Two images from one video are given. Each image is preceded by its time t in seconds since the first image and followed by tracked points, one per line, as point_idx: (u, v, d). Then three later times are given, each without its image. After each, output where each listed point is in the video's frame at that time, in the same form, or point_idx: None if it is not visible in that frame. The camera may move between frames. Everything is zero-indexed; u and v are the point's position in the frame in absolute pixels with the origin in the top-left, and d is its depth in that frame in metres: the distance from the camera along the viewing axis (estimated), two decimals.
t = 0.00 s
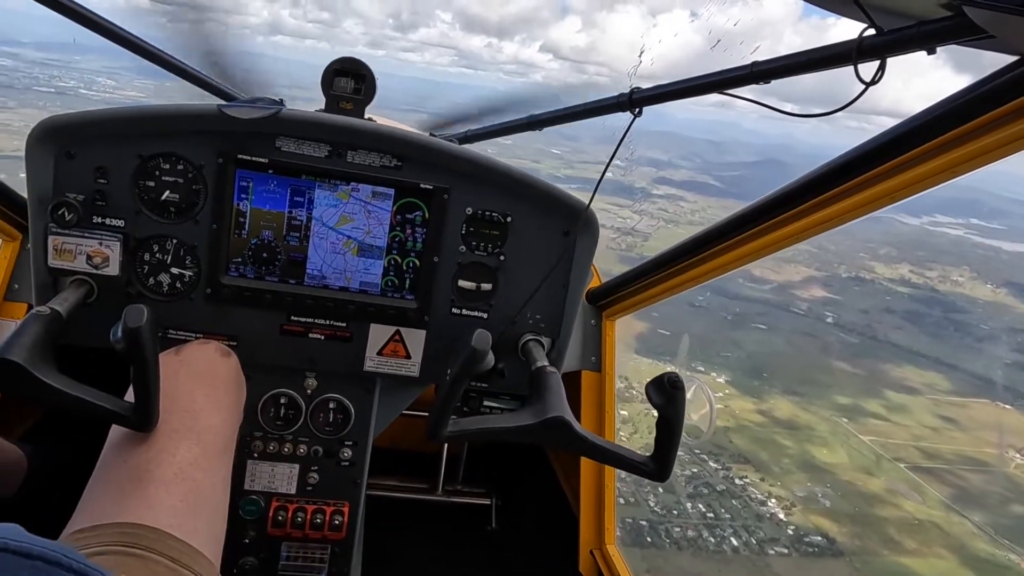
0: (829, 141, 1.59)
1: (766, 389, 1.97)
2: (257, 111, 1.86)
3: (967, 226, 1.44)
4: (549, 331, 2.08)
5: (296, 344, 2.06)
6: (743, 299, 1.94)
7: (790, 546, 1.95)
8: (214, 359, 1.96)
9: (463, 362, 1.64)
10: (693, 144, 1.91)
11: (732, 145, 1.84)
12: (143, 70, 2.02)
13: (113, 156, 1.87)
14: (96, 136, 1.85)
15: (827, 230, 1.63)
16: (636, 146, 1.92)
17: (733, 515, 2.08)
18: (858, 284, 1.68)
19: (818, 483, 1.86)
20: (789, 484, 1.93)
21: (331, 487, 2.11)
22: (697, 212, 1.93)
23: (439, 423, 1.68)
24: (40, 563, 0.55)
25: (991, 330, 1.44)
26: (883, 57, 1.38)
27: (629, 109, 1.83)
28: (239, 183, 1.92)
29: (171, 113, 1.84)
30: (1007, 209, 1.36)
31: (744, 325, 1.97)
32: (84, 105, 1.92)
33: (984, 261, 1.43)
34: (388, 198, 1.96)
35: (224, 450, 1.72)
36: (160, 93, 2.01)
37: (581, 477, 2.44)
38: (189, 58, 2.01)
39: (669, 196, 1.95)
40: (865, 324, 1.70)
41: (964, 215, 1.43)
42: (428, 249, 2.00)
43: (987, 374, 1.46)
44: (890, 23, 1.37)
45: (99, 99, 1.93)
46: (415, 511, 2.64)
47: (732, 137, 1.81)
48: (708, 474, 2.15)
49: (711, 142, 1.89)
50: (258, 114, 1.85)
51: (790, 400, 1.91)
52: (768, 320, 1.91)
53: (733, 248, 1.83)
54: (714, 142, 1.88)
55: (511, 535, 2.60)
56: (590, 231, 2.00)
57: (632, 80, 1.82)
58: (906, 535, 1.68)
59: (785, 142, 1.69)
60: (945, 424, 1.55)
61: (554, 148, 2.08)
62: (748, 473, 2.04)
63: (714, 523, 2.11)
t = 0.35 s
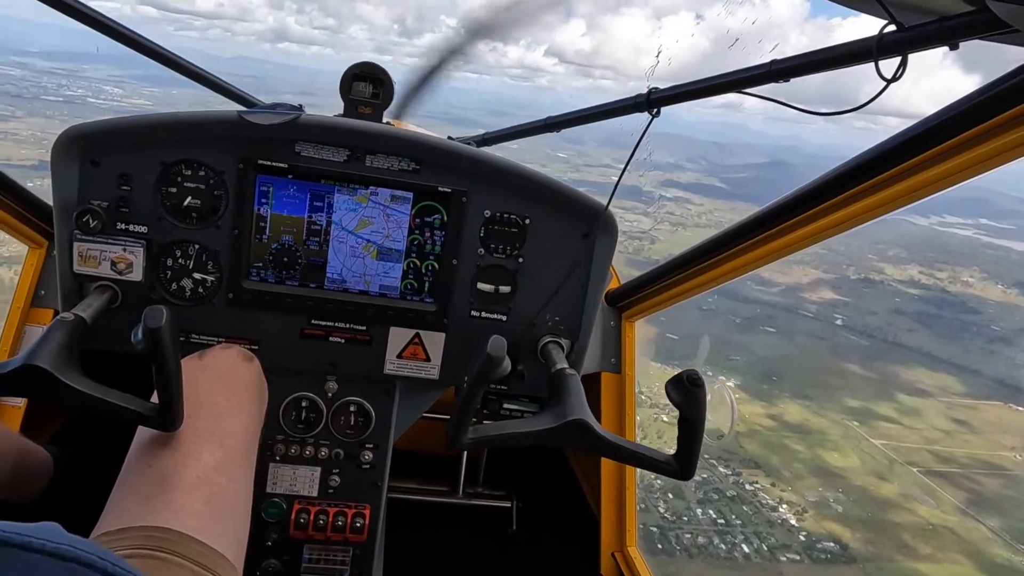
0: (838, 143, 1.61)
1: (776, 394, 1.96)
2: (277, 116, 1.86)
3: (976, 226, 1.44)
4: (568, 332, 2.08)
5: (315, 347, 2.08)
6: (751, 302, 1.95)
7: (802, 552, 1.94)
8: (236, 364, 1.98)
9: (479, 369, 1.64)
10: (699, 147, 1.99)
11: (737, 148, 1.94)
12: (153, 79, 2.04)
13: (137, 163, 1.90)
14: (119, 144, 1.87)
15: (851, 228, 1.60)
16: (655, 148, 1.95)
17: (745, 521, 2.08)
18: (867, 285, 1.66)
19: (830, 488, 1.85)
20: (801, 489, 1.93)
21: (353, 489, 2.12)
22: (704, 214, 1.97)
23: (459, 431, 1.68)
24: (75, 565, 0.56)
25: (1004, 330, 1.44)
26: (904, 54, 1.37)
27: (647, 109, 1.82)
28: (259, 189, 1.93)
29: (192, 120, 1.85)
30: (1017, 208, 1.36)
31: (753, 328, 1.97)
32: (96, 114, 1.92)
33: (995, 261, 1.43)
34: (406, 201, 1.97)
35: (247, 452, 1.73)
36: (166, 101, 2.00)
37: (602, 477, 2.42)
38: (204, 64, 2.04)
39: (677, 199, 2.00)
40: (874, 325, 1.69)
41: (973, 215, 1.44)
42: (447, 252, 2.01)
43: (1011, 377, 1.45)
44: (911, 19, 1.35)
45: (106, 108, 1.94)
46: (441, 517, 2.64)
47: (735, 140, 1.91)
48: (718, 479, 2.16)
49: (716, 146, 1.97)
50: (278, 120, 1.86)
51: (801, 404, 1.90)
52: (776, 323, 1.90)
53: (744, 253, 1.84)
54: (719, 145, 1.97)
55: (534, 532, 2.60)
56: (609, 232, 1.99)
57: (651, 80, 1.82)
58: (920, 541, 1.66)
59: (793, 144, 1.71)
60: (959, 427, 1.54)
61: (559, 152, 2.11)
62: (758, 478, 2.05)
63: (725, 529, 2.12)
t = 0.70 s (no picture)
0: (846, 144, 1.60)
1: (784, 397, 1.98)
2: (292, 121, 1.87)
3: (985, 226, 1.44)
4: (585, 332, 2.08)
5: (333, 350, 2.09)
6: (757, 305, 1.97)
7: (814, 558, 1.96)
8: (256, 367, 2.00)
9: (498, 368, 1.65)
10: (706, 148, 1.93)
11: (743, 149, 1.91)
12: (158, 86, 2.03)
13: (155, 169, 1.92)
14: (138, 152, 1.89)
15: (859, 228, 1.60)
16: (668, 149, 1.90)
17: (755, 527, 2.11)
18: (876, 286, 1.67)
19: (841, 493, 1.87)
20: (812, 494, 1.95)
21: (373, 491, 2.13)
22: (710, 217, 1.96)
23: (478, 430, 1.68)
24: (86, 560, 0.58)
25: (1017, 331, 1.43)
26: (921, 46, 1.36)
27: (662, 106, 1.82)
28: (276, 193, 1.95)
29: (209, 127, 1.87)
30: None
31: (761, 331, 2.00)
32: (101, 121, 1.93)
33: (1005, 261, 1.43)
34: (422, 203, 1.98)
35: (269, 454, 1.74)
36: (174, 108, 2.00)
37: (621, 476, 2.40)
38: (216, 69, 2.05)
39: (681, 202, 1.97)
40: (884, 327, 1.68)
41: (982, 215, 1.44)
42: (463, 253, 2.01)
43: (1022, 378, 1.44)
44: (928, 11, 1.34)
45: (115, 115, 1.93)
46: (457, 518, 2.65)
47: (744, 141, 1.88)
48: (728, 485, 2.20)
49: (722, 147, 1.93)
50: (294, 125, 1.87)
51: (810, 407, 1.92)
52: (785, 325, 1.92)
53: (755, 253, 1.85)
54: (725, 146, 1.93)
55: (553, 535, 2.59)
56: (626, 231, 1.98)
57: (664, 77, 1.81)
58: (933, 545, 1.66)
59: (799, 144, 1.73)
60: (971, 430, 1.54)
61: (565, 155, 2.10)
62: (768, 483, 2.07)
63: (736, 535, 2.16)
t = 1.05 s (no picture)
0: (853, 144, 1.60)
1: (794, 400, 1.97)
2: (301, 127, 1.89)
3: (993, 226, 1.44)
4: (594, 335, 2.07)
5: (342, 356, 2.10)
6: (765, 307, 1.96)
7: (826, 563, 1.94)
8: (267, 373, 2.00)
9: (509, 369, 1.65)
10: (711, 150, 1.96)
11: (749, 151, 1.94)
12: (163, 93, 2.06)
13: (165, 178, 1.93)
14: (147, 161, 1.90)
15: (869, 227, 1.59)
16: (675, 151, 1.89)
17: (765, 532, 2.09)
18: (884, 287, 1.66)
19: (852, 497, 1.84)
20: (823, 499, 1.92)
21: (384, 496, 2.13)
22: (716, 219, 1.96)
23: (488, 429, 1.67)
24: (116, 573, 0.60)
25: None
26: (928, 43, 1.36)
27: (668, 108, 1.81)
28: (284, 200, 1.95)
29: (218, 135, 1.88)
30: None
31: (769, 334, 1.99)
32: (105, 128, 1.95)
33: (1016, 261, 1.43)
34: (429, 208, 1.98)
35: (281, 459, 1.75)
36: (181, 116, 2.01)
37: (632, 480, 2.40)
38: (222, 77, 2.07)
39: (687, 204, 1.95)
40: (894, 329, 1.67)
41: (991, 215, 1.44)
42: (471, 257, 2.01)
43: None
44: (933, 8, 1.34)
45: (121, 123, 1.96)
46: (464, 518, 2.65)
47: (750, 142, 1.90)
48: (737, 489, 2.18)
49: (728, 149, 1.96)
50: (301, 132, 1.88)
51: (820, 411, 1.90)
52: (793, 328, 1.91)
53: (764, 254, 1.84)
54: (732, 148, 1.96)
55: (565, 539, 2.59)
56: (634, 233, 1.98)
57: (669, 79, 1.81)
58: (946, 550, 1.64)
59: (803, 146, 1.73)
60: (983, 432, 1.54)
61: (570, 158, 2.09)
62: (779, 488, 2.05)
63: (747, 541, 2.12)
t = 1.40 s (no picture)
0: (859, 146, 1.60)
1: (803, 403, 1.98)
2: (302, 133, 1.89)
3: (1001, 225, 1.44)
4: (598, 339, 2.07)
5: (344, 361, 2.09)
6: (772, 309, 1.97)
7: (838, 569, 1.92)
8: (272, 378, 2.00)
9: (512, 374, 1.64)
10: (715, 151, 1.96)
11: (756, 151, 1.91)
12: (168, 99, 2.08)
13: (169, 185, 1.93)
14: (152, 167, 1.91)
15: (878, 227, 1.59)
16: (678, 154, 1.91)
17: (775, 538, 2.06)
18: (893, 288, 1.65)
19: (863, 501, 1.83)
20: (834, 503, 1.92)
21: (387, 501, 2.13)
22: (722, 220, 1.96)
23: (492, 436, 1.68)
24: None
25: None
26: (931, 47, 1.36)
27: (670, 112, 1.81)
28: (288, 206, 1.96)
29: (222, 142, 1.89)
30: None
31: (777, 336, 1.99)
32: (112, 135, 1.95)
33: None
34: (432, 213, 1.98)
35: (286, 463, 1.74)
36: (185, 122, 2.01)
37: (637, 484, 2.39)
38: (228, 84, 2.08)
39: (693, 205, 1.96)
40: (902, 330, 1.67)
41: (999, 214, 1.44)
42: (475, 262, 2.02)
43: None
44: (937, 11, 1.34)
45: (126, 129, 1.95)
46: (468, 523, 2.65)
47: (756, 143, 1.88)
48: (747, 494, 2.17)
49: (732, 150, 1.95)
50: (304, 137, 1.88)
51: (829, 413, 1.90)
52: (800, 330, 1.91)
53: (770, 256, 1.85)
54: (735, 148, 1.94)
55: (571, 544, 2.59)
56: (637, 237, 1.98)
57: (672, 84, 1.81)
58: (960, 554, 1.61)
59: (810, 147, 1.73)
60: (995, 434, 1.52)
61: (574, 161, 2.11)
62: (788, 492, 2.04)
63: (757, 547, 2.11)
